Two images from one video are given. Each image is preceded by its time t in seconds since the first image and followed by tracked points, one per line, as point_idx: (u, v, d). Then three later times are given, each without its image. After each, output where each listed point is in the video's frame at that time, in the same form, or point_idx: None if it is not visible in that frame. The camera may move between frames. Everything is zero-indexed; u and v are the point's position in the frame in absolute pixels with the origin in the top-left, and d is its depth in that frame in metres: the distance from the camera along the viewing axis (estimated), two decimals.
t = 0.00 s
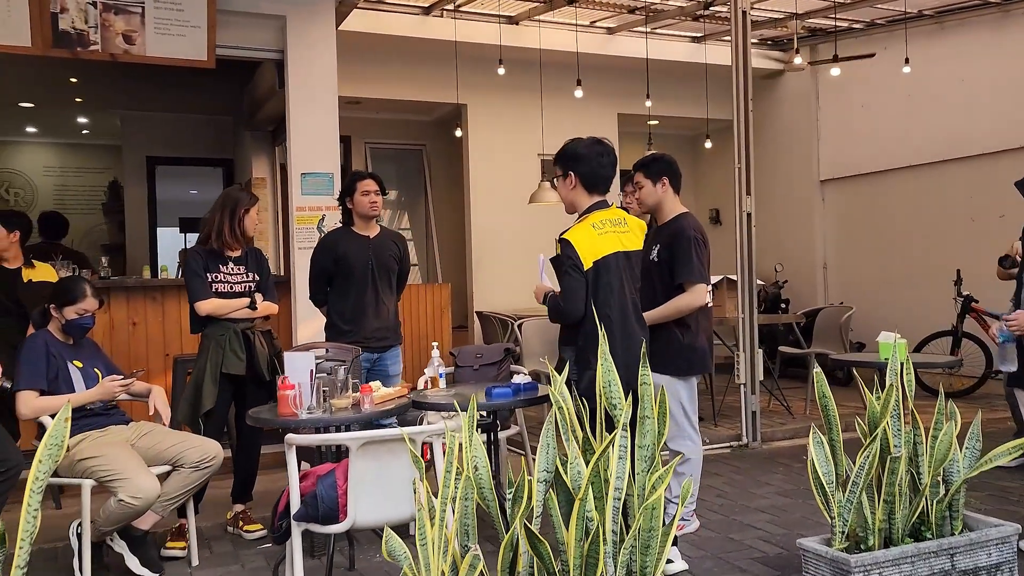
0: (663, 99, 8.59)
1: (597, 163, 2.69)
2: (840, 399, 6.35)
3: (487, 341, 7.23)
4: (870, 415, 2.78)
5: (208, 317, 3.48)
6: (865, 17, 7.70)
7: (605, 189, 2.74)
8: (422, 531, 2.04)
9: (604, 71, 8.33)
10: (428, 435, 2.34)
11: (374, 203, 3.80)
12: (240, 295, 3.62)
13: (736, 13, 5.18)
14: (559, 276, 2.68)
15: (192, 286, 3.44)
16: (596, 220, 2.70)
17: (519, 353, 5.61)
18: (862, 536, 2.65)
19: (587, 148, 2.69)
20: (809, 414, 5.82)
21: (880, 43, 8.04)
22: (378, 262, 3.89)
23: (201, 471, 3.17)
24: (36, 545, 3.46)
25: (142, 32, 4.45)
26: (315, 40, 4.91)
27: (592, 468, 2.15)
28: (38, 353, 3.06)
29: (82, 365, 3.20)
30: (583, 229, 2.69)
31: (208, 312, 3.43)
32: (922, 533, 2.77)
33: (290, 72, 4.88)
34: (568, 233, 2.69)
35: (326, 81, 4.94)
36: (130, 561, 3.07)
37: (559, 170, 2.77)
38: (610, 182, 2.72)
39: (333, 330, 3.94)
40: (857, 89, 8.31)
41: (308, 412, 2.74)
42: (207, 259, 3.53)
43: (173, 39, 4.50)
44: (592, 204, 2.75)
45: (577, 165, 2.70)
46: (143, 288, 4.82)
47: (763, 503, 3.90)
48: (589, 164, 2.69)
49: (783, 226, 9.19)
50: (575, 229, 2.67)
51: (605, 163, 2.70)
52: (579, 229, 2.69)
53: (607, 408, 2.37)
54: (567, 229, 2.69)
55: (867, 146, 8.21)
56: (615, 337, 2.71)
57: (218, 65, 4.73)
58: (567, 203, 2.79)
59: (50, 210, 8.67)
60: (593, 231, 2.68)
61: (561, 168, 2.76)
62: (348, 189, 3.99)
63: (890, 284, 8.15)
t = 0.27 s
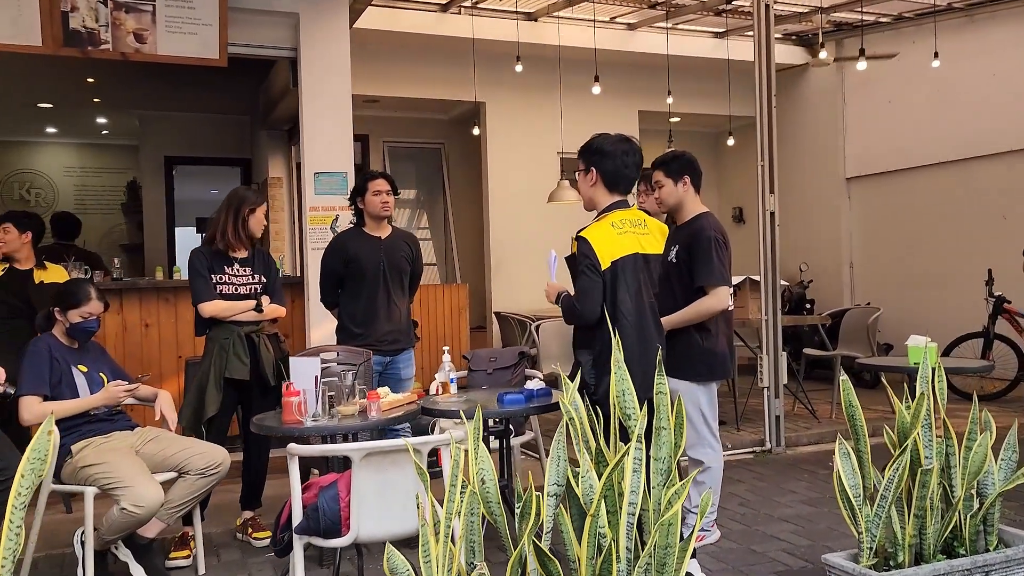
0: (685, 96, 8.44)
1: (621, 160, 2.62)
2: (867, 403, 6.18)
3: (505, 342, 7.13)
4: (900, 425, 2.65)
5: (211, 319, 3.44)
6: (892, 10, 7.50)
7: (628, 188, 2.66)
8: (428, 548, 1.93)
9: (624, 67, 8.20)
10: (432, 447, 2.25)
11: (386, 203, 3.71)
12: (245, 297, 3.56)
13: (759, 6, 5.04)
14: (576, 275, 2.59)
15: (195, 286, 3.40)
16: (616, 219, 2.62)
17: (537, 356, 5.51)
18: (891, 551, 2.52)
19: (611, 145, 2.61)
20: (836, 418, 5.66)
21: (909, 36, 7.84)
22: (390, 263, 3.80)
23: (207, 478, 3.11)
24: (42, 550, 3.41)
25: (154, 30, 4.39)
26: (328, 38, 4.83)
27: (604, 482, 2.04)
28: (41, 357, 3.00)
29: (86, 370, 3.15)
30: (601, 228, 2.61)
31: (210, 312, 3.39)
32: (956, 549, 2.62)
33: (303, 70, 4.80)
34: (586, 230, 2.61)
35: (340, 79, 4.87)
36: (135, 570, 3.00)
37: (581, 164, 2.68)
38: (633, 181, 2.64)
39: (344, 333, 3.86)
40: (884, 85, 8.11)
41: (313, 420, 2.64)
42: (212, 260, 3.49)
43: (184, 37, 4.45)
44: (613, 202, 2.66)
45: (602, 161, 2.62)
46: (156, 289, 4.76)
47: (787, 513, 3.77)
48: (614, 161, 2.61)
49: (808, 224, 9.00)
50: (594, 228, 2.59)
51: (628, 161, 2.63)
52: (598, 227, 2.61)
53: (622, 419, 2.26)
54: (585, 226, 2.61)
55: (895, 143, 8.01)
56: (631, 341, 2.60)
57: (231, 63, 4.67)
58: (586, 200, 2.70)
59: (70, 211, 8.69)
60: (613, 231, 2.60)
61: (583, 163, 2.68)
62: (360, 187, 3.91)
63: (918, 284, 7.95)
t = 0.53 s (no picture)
0: (706, 88, 8.31)
1: (647, 152, 2.55)
2: (894, 399, 6.05)
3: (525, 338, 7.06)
4: (931, 425, 2.56)
5: (218, 316, 3.42)
6: None
7: (655, 181, 2.59)
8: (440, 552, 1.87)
9: (643, 59, 8.09)
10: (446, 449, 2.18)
11: (400, 198, 3.65)
12: (254, 295, 3.52)
13: None
14: (592, 267, 2.55)
15: (203, 282, 3.38)
16: (645, 213, 2.54)
17: (556, 353, 5.44)
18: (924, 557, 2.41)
19: (636, 136, 2.55)
20: (862, 415, 5.54)
21: (935, 24, 7.66)
22: (404, 259, 3.74)
23: (222, 479, 3.07)
24: (57, 550, 3.38)
25: (167, 26, 4.36)
26: (343, 31, 4.78)
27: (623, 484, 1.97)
28: (53, 355, 2.96)
29: (99, 369, 3.11)
30: (628, 221, 2.53)
31: (218, 310, 3.37)
32: (990, 554, 2.52)
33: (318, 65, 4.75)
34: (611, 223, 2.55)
35: (355, 73, 4.82)
36: (149, 571, 2.96)
37: (605, 158, 2.62)
38: (660, 174, 2.57)
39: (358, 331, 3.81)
40: (910, 74, 7.94)
41: (325, 420, 2.59)
42: (220, 256, 3.46)
43: (198, 33, 4.41)
44: (639, 195, 2.59)
45: (627, 153, 2.55)
46: (172, 287, 4.74)
47: (812, 513, 3.67)
48: (639, 153, 2.55)
49: (833, 218, 8.85)
50: (621, 221, 2.53)
51: (654, 153, 2.56)
52: (625, 220, 2.53)
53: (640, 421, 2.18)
54: (611, 219, 2.54)
55: (922, 133, 7.84)
56: (652, 337, 2.53)
57: (245, 58, 4.63)
58: (614, 193, 2.64)
59: (91, 209, 8.72)
60: (641, 224, 2.53)
61: (607, 157, 2.61)
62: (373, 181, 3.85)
63: (947, 278, 7.78)
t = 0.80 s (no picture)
0: (728, 83, 8.17)
1: (678, 142, 2.48)
2: (923, 400, 5.90)
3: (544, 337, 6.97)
4: (965, 430, 2.44)
5: (227, 315, 3.36)
6: None
7: (685, 174, 2.52)
8: (449, 560, 1.78)
9: (665, 54, 7.97)
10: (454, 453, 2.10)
11: (413, 194, 3.58)
12: (264, 293, 3.47)
13: None
14: (616, 260, 2.48)
15: (211, 279, 3.32)
16: (675, 207, 2.46)
17: (574, 352, 5.35)
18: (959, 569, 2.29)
19: (665, 126, 2.48)
20: (889, 416, 5.40)
21: (965, 16, 7.46)
22: (418, 257, 3.66)
23: (231, 482, 3.01)
24: (68, 550, 3.35)
25: (181, 21, 4.32)
26: (358, 26, 4.72)
27: (640, 490, 1.87)
28: (60, 353, 2.92)
29: (107, 368, 3.07)
30: (659, 215, 2.45)
31: (227, 309, 3.31)
32: None
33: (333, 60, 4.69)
34: (640, 216, 2.46)
35: (371, 68, 4.75)
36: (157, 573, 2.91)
37: (633, 152, 2.54)
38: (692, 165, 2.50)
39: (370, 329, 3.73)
40: (939, 68, 7.75)
41: (333, 421, 2.52)
42: (229, 253, 3.40)
43: (212, 28, 4.36)
44: (669, 188, 2.50)
45: (657, 144, 2.47)
46: (186, 285, 4.70)
47: (839, 519, 3.56)
48: (670, 143, 2.47)
49: (859, 215, 8.69)
50: (651, 214, 2.44)
51: (684, 144, 2.49)
52: (654, 214, 2.45)
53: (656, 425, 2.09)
54: (640, 212, 2.46)
55: (951, 128, 7.65)
56: (672, 337, 2.45)
57: (260, 53, 4.57)
58: (644, 187, 2.55)
59: (111, 207, 8.74)
60: (670, 217, 2.44)
61: (635, 150, 2.53)
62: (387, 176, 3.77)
63: (977, 276, 7.58)
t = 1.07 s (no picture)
0: (753, 83, 8.03)
1: (710, 139, 2.42)
2: (953, 408, 5.73)
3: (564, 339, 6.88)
4: (998, 443, 2.32)
5: (241, 317, 3.31)
6: None
7: (715, 172, 2.46)
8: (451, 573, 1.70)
9: (688, 53, 7.86)
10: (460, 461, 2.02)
11: (427, 194, 3.51)
12: (278, 294, 3.42)
13: None
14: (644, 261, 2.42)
15: (226, 281, 3.27)
16: (702, 206, 2.40)
17: (593, 355, 5.26)
18: None
19: (697, 122, 2.42)
20: (918, 424, 5.25)
21: (998, 13, 7.27)
22: (432, 258, 3.60)
23: (239, 487, 2.96)
24: (77, 552, 3.31)
25: (197, 20, 4.28)
26: (376, 24, 4.67)
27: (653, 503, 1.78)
28: (68, 354, 2.89)
29: (116, 369, 3.03)
30: (685, 215, 2.39)
31: (240, 311, 3.26)
32: None
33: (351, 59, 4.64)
34: (665, 216, 2.41)
35: (389, 67, 4.70)
36: None
37: (663, 148, 2.49)
38: (722, 164, 2.44)
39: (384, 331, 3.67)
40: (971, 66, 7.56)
41: (340, 426, 2.46)
42: (243, 254, 3.36)
43: (228, 26, 4.33)
44: (698, 187, 2.45)
45: (687, 141, 2.42)
46: (202, 285, 4.67)
47: (865, 531, 3.43)
48: (702, 141, 2.41)
49: (888, 217, 8.52)
50: (676, 213, 2.39)
51: (716, 142, 2.42)
52: (680, 213, 2.40)
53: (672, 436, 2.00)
54: (667, 212, 2.41)
55: (982, 128, 7.45)
56: (700, 339, 2.38)
57: (276, 52, 4.53)
58: (672, 184, 2.51)
59: (134, 208, 8.77)
60: (696, 217, 2.39)
61: (665, 145, 2.48)
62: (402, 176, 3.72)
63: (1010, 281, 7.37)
